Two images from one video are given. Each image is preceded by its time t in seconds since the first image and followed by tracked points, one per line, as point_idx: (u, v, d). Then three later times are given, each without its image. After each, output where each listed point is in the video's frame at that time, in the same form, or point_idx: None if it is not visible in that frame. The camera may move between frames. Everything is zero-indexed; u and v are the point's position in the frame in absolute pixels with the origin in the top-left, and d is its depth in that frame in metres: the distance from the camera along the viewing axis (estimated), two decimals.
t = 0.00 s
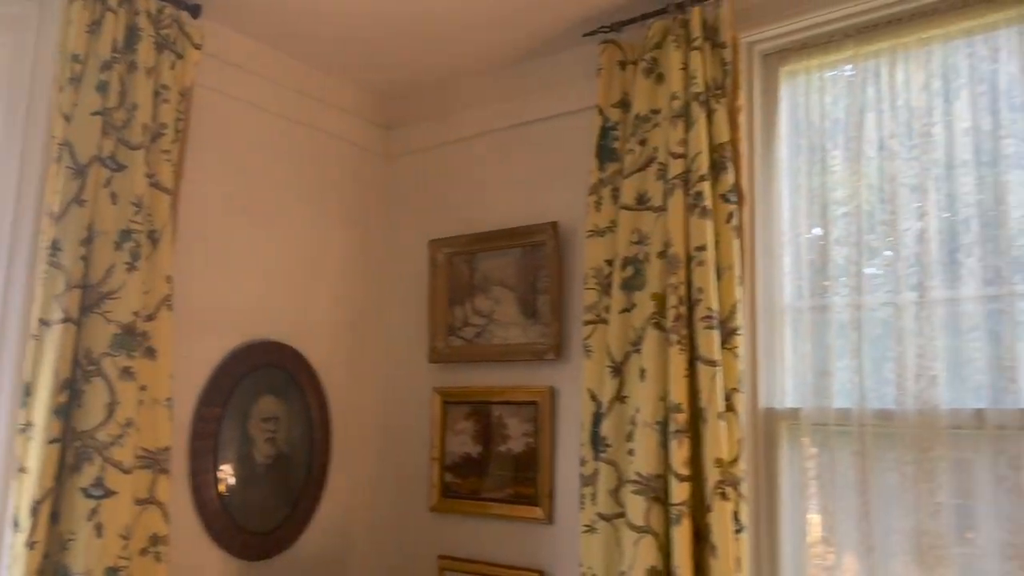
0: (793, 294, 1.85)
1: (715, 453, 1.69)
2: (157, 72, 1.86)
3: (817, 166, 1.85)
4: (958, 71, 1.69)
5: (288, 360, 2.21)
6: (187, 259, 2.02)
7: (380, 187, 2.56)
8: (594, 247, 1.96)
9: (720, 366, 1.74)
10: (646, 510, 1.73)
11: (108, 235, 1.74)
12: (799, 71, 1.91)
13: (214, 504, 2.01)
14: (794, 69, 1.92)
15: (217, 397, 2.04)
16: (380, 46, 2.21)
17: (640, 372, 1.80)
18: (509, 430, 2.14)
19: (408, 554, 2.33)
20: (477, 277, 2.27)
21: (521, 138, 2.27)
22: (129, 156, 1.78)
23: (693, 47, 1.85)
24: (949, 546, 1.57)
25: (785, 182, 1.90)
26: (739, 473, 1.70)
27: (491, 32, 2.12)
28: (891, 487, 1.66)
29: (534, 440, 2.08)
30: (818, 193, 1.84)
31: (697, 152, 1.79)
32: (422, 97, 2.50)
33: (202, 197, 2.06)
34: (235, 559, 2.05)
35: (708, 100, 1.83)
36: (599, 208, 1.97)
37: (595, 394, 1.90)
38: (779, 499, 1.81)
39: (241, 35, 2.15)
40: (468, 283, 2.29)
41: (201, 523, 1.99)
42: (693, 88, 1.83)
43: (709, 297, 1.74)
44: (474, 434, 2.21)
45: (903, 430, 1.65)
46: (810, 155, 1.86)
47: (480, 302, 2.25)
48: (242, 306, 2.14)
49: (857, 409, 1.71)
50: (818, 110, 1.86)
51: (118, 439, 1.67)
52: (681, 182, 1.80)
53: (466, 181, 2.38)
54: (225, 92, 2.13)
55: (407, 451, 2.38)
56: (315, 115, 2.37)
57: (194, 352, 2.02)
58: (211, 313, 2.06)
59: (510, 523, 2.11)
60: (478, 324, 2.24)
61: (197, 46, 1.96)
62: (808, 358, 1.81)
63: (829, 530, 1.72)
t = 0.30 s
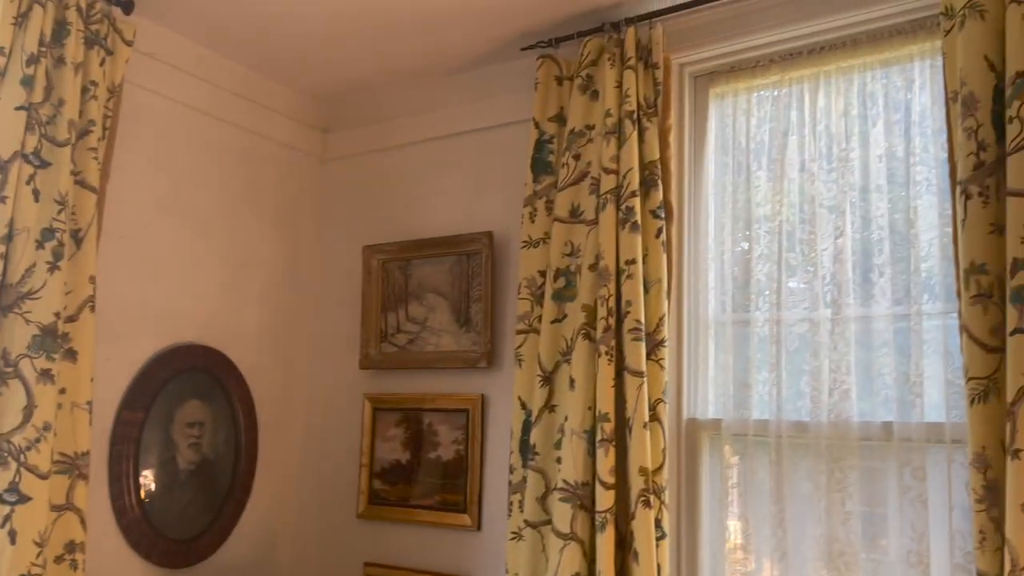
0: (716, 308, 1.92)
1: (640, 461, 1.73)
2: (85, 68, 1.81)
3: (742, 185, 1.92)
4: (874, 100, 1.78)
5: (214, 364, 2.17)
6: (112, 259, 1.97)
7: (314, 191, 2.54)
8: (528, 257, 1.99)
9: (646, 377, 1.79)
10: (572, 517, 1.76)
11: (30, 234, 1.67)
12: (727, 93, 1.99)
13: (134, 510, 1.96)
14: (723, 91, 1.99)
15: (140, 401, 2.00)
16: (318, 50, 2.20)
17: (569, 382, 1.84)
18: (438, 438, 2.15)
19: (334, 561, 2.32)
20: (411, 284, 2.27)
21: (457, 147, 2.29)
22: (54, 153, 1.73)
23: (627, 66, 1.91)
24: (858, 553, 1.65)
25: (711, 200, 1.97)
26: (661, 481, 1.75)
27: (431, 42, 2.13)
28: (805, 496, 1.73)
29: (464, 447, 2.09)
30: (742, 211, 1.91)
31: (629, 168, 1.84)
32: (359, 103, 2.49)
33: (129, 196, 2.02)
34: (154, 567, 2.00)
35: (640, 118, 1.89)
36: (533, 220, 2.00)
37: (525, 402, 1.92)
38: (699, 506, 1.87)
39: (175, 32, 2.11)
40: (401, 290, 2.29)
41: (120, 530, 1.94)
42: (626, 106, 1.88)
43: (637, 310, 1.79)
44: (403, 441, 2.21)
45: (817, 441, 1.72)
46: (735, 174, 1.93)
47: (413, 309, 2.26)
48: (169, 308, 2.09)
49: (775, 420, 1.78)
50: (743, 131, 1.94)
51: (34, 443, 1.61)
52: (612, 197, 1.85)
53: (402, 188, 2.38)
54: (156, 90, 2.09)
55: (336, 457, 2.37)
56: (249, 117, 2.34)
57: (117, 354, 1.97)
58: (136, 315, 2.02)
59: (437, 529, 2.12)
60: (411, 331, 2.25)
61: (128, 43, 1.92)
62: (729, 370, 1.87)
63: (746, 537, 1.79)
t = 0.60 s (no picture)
0: (668, 319, 1.95)
1: (591, 470, 1.76)
2: (37, 67, 1.78)
3: (694, 200, 1.96)
4: (822, 121, 1.84)
5: (164, 370, 2.14)
6: (59, 261, 1.93)
7: (270, 196, 2.53)
8: (485, 267, 2.00)
9: (599, 387, 1.81)
10: (524, 525, 1.77)
11: None
12: (682, 110, 2.03)
13: (78, 518, 1.92)
14: (677, 108, 2.04)
15: (87, 406, 1.96)
16: (277, 55, 2.19)
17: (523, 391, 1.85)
18: (392, 446, 2.14)
19: (283, 569, 2.29)
20: (366, 291, 2.27)
21: (416, 155, 2.29)
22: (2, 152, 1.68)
23: (585, 80, 1.94)
24: (800, 560, 1.69)
25: (664, 214, 2.01)
26: (612, 490, 1.78)
27: (391, 51, 2.14)
28: (751, 505, 1.77)
29: (417, 455, 2.09)
30: (694, 225, 1.95)
31: (585, 181, 1.87)
32: (317, 108, 2.48)
33: (78, 197, 1.98)
34: None
35: (597, 132, 1.92)
36: (490, 230, 2.02)
37: (479, 411, 1.94)
38: (649, 514, 1.90)
39: (130, 33, 2.09)
40: (357, 297, 2.28)
41: (63, 538, 1.90)
42: (583, 119, 1.92)
43: (591, 321, 1.81)
44: (356, 448, 2.20)
45: (763, 452, 1.76)
46: (688, 189, 1.97)
47: (368, 316, 2.25)
48: (118, 312, 2.06)
49: (723, 430, 1.82)
50: (696, 147, 1.98)
51: None
52: (568, 209, 1.88)
53: (360, 194, 2.38)
54: (109, 91, 2.06)
55: (287, 464, 2.34)
56: (205, 119, 2.32)
57: (63, 358, 1.93)
58: (84, 319, 1.98)
59: (389, 537, 2.12)
60: (366, 339, 2.24)
61: (82, 43, 1.89)
62: (680, 381, 1.91)
63: (694, 545, 1.82)
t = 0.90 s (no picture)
0: (635, 325, 1.98)
1: (558, 474, 1.77)
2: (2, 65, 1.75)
3: (661, 208, 1.99)
4: (786, 132, 1.88)
5: (128, 372, 2.11)
6: (21, 261, 1.90)
7: (238, 198, 2.51)
8: (454, 272, 2.01)
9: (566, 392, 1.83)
10: (491, 529, 1.79)
11: None
12: (650, 119, 2.06)
13: (38, 522, 1.89)
14: (646, 117, 2.07)
15: (49, 409, 1.93)
16: (247, 57, 2.18)
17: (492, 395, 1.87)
18: (359, 450, 2.14)
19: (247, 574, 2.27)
20: (335, 294, 2.26)
21: (386, 159, 2.30)
22: None
23: (555, 88, 1.96)
24: (762, 563, 1.72)
25: (632, 221, 2.04)
26: (579, 493, 1.80)
27: (363, 55, 2.14)
28: (714, 508, 1.80)
29: (385, 459, 2.09)
30: (661, 233, 1.98)
31: (555, 188, 1.89)
32: (287, 111, 2.47)
33: (42, 197, 1.95)
34: None
35: (567, 140, 1.94)
36: (460, 235, 2.03)
37: (447, 415, 1.94)
38: (614, 518, 1.92)
39: (97, 31, 2.06)
40: (325, 301, 2.28)
41: (22, 542, 1.86)
42: (554, 127, 1.94)
43: (559, 326, 1.83)
44: (323, 452, 2.19)
45: (726, 456, 1.80)
46: (655, 197, 2.01)
47: (336, 320, 2.24)
48: (82, 313, 2.03)
49: (687, 435, 1.85)
50: (664, 156, 2.01)
51: None
52: (538, 216, 1.89)
53: (329, 197, 2.37)
54: (75, 89, 2.03)
55: (252, 468, 2.32)
56: (173, 120, 2.30)
57: (24, 360, 1.89)
58: (46, 320, 1.95)
59: (355, 542, 2.11)
60: (334, 342, 2.23)
61: (49, 41, 1.86)
62: (646, 386, 1.93)
63: (658, 549, 1.84)
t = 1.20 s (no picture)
0: (604, 326, 2.00)
1: (527, 473, 1.79)
2: None
3: (631, 210, 2.01)
4: (754, 137, 1.91)
5: (94, 371, 2.09)
6: None
7: (206, 196, 2.48)
8: (425, 272, 2.01)
9: (536, 392, 1.84)
10: (460, 528, 1.79)
11: None
12: (621, 121, 2.08)
13: None
14: (616, 120, 2.09)
15: (11, 408, 1.89)
16: (218, 55, 2.17)
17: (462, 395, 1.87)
18: (328, 450, 2.13)
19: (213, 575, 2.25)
20: (305, 294, 2.25)
21: (357, 159, 2.29)
22: None
23: (527, 90, 1.97)
24: (727, 562, 1.75)
25: (602, 223, 2.06)
26: (547, 493, 1.81)
27: (334, 55, 2.14)
28: (681, 507, 1.82)
29: (354, 459, 2.09)
30: (631, 235, 2.00)
31: (526, 190, 1.90)
32: (257, 109, 2.46)
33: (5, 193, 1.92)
34: None
35: (538, 142, 1.96)
36: (431, 235, 2.03)
37: (417, 415, 1.94)
38: (582, 516, 1.94)
39: (64, 26, 2.04)
40: (294, 300, 2.26)
41: None
42: (525, 129, 1.95)
43: (529, 327, 1.84)
44: (292, 453, 2.18)
45: (693, 455, 1.82)
46: (625, 199, 2.03)
47: (305, 319, 2.23)
48: (45, 312, 2.00)
49: (655, 434, 1.87)
50: (634, 159, 2.03)
51: None
52: (509, 217, 1.90)
53: (299, 196, 2.36)
54: (40, 84, 2.00)
55: (219, 468, 2.30)
56: (141, 116, 2.27)
57: None
58: (9, 318, 1.92)
59: (323, 542, 2.10)
60: (303, 342, 2.22)
61: (14, 35, 1.82)
62: (615, 386, 1.95)
63: (625, 548, 1.86)
